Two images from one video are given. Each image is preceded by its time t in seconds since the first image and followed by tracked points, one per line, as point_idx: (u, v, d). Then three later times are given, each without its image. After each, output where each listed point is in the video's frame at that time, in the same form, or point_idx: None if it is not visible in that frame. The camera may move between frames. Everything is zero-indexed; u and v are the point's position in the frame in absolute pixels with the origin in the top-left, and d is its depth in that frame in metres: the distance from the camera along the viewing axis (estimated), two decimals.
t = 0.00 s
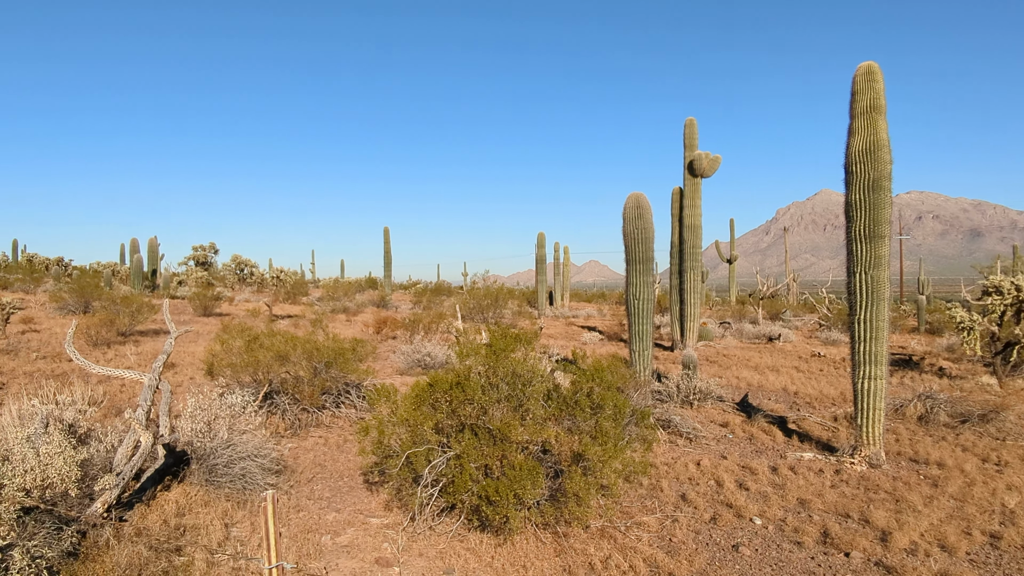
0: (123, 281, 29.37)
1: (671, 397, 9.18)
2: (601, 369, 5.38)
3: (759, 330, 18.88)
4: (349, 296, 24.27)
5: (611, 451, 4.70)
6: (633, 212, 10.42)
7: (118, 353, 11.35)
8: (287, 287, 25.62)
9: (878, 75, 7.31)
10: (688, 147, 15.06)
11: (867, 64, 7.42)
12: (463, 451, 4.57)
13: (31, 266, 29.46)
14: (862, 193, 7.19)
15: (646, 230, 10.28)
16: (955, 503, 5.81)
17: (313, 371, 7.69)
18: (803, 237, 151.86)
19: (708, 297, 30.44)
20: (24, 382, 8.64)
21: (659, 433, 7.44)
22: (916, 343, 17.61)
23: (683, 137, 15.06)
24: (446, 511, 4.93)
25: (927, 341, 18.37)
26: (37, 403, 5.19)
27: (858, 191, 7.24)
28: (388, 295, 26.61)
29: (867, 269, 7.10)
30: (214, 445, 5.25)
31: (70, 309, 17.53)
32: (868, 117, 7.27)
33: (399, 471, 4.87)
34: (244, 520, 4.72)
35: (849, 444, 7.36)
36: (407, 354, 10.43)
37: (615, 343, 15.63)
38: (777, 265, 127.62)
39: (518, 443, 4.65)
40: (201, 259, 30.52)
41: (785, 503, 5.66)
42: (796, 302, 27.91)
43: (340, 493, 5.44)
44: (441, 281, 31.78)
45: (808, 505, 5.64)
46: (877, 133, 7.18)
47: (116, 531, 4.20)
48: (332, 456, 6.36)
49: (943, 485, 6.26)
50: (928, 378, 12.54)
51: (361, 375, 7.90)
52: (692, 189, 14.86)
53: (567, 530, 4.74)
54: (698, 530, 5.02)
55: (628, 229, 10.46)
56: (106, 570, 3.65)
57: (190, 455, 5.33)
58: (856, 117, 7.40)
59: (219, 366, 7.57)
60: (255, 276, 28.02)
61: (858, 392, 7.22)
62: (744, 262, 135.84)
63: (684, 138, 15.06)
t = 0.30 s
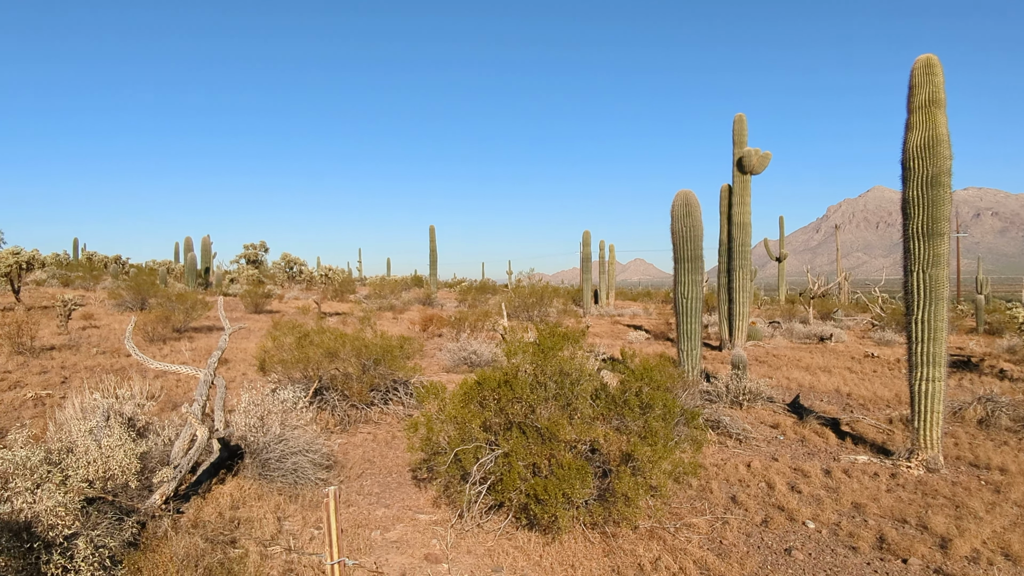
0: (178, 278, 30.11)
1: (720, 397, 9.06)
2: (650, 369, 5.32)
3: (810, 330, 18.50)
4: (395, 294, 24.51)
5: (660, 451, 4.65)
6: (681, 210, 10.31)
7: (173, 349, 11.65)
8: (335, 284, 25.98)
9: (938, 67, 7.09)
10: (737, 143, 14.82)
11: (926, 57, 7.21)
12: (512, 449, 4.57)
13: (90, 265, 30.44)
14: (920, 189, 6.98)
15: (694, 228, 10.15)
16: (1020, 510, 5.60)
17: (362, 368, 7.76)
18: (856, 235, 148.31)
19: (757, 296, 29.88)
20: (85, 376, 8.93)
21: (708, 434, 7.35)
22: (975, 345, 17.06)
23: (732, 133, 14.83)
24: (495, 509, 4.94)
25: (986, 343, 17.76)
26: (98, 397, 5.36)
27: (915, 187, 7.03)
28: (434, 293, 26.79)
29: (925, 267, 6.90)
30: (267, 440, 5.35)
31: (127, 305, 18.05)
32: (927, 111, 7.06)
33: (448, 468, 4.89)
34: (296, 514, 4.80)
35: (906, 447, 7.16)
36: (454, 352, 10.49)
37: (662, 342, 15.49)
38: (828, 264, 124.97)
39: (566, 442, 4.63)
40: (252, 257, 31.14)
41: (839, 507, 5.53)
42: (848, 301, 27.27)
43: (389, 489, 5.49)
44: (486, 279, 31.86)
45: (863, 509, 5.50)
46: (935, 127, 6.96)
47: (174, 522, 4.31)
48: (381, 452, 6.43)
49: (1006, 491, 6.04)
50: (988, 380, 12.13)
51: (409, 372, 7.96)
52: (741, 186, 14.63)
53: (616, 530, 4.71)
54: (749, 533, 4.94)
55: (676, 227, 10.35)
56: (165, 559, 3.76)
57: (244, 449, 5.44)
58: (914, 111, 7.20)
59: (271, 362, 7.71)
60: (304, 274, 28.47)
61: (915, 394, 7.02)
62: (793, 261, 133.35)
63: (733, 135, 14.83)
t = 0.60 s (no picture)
0: (225, 275, 30.74)
1: (766, 395, 8.92)
2: (695, 366, 5.26)
3: (858, 327, 18.10)
4: (437, 290, 24.65)
5: (706, 449, 4.59)
6: (725, 205, 10.18)
7: (221, 344, 11.90)
8: (378, 281, 26.24)
9: (995, 55, 6.86)
10: (783, 136, 14.56)
11: (982, 45, 6.99)
12: (555, 446, 4.56)
13: (141, 262, 31.24)
14: (974, 182, 6.78)
15: (739, 223, 10.01)
16: None
17: (405, 364, 7.82)
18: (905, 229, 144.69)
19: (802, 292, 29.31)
20: (138, 371, 9.17)
21: (753, 432, 7.25)
22: None
23: (778, 126, 14.57)
24: (538, 505, 4.94)
25: None
26: (150, 391, 5.50)
27: (970, 179, 6.83)
28: (475, 289, 26.89)
29: (981, 262, 6.70)
30: (313, 434, 5.43)
31: (177, 302, 18.49)
32: (982, 101, 6.85)
33: (491, 464, 4.90)
34: (342, 507, 4.86)
35: (960, 447, 6.96)
36: (495, 348, 10.51)
37: (705, 339, 15.31)
38: (876, 259, 122.18)
39: (610, 439, 4.60)
40: (296, 254, 31.62)
41: (890, 508, 5.40)
42: (897, 298, 26.62)
43: (432, 484, 5.53)
44: (527, 275, 31.86)
45: (915, 510, 5.36)
46: (991, 118, 6.75)
47: (224, 514, 4.40)
48: (424, 447, 6.47)
49: None
50: None
51: (451, 368, 7.99)
52: (787, 180, 14.37)
53: (660, 528, 4.67)
54: (797, 533, 4.86)
55: (720, 222, 10.22)
56: (216, 550, 3.84)
57: (290, 443, 5.54)
58: (969, 101, 6.99)
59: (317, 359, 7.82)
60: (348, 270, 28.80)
61: (970, 393, 6.83)
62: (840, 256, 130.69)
63: (779, 128, 14.58)
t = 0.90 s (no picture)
0: (264, 275, 31.18)
1: (807, 391, 8.78)
2: (735, 361, 5.18)
3: (901, 322, 17.72)
4: (472, 287, 24.72)
5: (747, 446, 4.52)
6: (764, 199, 10.04)
7: (261, 343, 12.07)
8: (413, 279, 26.40)
9: None
10: (822, 128, 14.30)
11: None
12: (594, 443, 4.54)
13: (182, 262, 31.81)
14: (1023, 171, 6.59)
15: (778, 217, 9.85)
16: None
17: (442, 361, 7.85)
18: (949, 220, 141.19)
19: (843, 287, 28.78)
20: (181, 369, 9.34)
21: (794, 428, 7.14)
22: None
23: (817, 118, 14.32)
24: (577, 502, 4.92)
25: None
26: (194, 389, 5.58)
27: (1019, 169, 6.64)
28: (510, 287, 26.88)
29: None
30: (353, 431, 5.49)
31: (217, 301, 18.80)
32: None
33: (530, 461, 4.90)
34: (382, 503, 4.90)
35: (1009, 444, 6.77)
36: (532, 345, 10.50)
37: (744, 335, 15.12)
38: (919, 252, 119.52)
39: (649, 435, 4.56)
40: (333, 253, 31.94)
41: (937, 506, 5.28)
42: (942, 291, 26.01)
43: (470, 481, 5.54)
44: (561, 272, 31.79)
45: (964, 509, 5.23)
46: None
47: (266, 509, 4.45)
48: (462, 444, 6.49)
49: None
50: None
51: (488, 365, 7.99)
52: (827, 173, 14.11)
53: (701, 526, 4.62)
54: (841, 531, 4.77)
55: (758, 216, 10.08)
56: (259, 546, 3.90)
57: (331, 440, 5.61)
58: (1017, 88, 6.80)
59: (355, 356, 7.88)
60: (384, 269, 29.01)
61: (1019, 389, 6.64)
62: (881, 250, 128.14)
63: (818, 120, 14.32)
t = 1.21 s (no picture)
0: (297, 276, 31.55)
1: (845, 389, 8.65)
2: (772, 360, 5.11)
3: (941, 318, 17.36)
4: (503, 287, 24.76)
5: (786, 446, 4.46)
6: (799, 194, 9.89)
7: (295, 343, 12.21)
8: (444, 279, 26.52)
9: None
10: (856, 122, 14.06)
11: None
12: (630, 443, 4.51)
13: (217, 265, 32.32)
14: None
15: (813, 213, 9.70)
16: None
17: (474, 361, 7.87)
18: (989, 213, 138.01)
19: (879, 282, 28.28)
20: (218, 370, 9.49)
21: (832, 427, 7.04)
22: None
23: (851, 111, 14.08)
24: (613, 502, 4.89)
25: None
26: (231, 390, 5.64)
27: None
28: (540, 285, 26.87)
29: None
30: (388, 431, 5.52)
31: (252, 302, 19.06)
32: None
33: (565, 461, 4.88)
34: (417, 503, 4.92)
35: None
36: (564, 344, 10.48)
37: (778, 332, 14.94)
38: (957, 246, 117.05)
39: (685, 435, 4.51)
40: (364, 253, 32.20)
41: (982, 506, 5.16)
42: (982, 286, 25.43)
43: (505, 481, 5.54)
44: (592, 270, 31.70)
45: (1010, 509, 5.10)
46: None
47: (303, 509, 4.49)
48: (496, 443, 6.50)
49: None
50: None
51: (520, 365, 7.98)
52: (862, 167, 13.87)
53: (739, 526, 4.57)
54: (882, 532, 4.69)
55: (793, 211, 9.94)
56: (298, 546, 3.94)
57: (366, 440, 5.65)
58: None
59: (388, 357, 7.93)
60: (415, 269, 29.17)
61: None
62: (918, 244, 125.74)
63: (853, 113, 14.08)
